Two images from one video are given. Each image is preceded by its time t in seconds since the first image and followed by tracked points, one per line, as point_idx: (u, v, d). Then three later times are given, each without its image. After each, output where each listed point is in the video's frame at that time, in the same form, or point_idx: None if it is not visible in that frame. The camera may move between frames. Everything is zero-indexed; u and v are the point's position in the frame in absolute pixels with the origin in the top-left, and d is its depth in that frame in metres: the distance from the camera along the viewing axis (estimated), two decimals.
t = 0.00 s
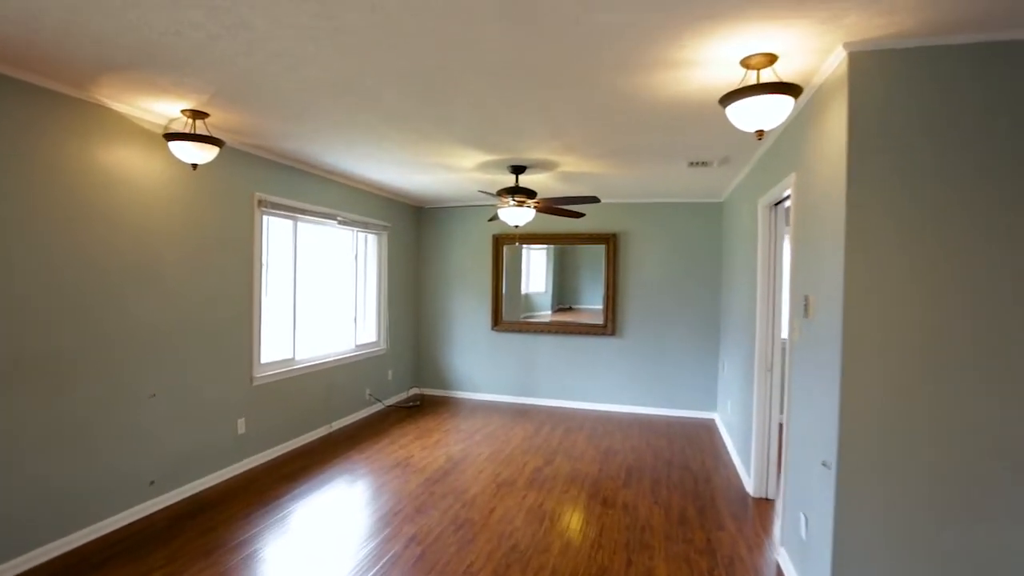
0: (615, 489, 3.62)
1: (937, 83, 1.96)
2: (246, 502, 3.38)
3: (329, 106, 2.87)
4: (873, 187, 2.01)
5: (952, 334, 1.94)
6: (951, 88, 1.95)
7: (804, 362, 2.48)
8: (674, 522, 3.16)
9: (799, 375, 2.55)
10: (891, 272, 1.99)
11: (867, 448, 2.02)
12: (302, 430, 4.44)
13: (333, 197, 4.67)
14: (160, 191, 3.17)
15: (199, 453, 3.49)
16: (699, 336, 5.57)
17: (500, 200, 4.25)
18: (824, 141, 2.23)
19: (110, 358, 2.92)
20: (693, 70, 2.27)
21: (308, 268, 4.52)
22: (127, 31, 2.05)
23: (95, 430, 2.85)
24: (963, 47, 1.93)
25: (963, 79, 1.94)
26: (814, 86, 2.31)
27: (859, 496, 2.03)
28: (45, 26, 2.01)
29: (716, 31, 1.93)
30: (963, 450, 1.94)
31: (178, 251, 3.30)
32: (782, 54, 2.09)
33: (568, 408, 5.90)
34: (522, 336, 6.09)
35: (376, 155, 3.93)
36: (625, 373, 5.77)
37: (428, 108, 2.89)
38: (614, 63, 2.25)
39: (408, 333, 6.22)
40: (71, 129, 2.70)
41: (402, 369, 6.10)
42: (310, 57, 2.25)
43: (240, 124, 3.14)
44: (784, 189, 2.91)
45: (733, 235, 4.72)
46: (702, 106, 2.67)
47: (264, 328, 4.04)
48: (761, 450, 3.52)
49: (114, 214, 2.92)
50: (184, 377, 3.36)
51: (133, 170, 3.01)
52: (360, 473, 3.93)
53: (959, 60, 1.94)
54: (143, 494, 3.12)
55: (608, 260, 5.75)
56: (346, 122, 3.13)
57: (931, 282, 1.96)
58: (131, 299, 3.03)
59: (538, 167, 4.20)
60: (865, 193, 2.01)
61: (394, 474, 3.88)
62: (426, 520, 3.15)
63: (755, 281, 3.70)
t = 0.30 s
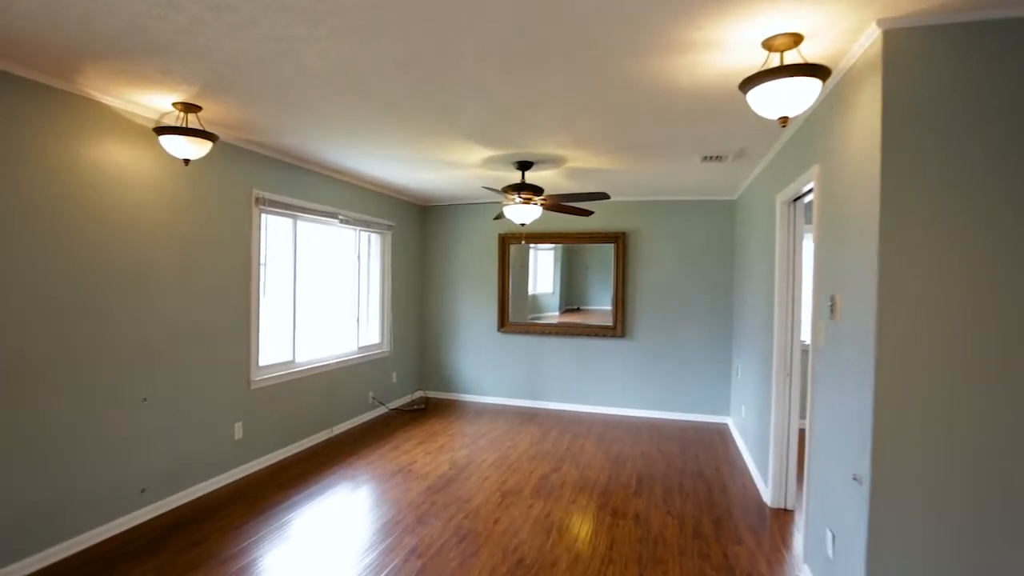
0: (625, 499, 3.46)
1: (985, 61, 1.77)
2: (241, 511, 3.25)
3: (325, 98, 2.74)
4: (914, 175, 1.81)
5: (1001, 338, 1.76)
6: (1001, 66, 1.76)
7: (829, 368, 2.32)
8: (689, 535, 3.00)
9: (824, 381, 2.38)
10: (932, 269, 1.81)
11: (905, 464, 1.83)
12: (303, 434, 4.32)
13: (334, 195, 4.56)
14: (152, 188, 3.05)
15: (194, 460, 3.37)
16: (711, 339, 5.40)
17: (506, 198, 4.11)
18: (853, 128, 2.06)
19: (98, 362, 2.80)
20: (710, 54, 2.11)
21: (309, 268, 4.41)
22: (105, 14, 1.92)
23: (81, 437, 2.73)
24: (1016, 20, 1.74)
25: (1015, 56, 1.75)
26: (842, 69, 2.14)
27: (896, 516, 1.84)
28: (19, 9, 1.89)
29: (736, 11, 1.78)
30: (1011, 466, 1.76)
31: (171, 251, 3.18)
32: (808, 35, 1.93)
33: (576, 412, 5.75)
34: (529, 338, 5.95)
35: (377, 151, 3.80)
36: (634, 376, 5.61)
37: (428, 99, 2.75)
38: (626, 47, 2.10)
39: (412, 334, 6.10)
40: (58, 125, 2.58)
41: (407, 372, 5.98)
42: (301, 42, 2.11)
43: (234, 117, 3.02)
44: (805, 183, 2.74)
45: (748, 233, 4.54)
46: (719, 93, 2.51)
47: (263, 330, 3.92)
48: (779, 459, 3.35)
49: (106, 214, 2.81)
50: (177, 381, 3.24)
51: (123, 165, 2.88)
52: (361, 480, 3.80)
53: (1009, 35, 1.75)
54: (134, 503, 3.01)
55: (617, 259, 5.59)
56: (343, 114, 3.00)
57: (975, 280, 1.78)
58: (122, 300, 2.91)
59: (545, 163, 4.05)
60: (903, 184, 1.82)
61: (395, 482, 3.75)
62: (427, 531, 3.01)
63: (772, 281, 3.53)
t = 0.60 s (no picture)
0: (636, 508, 3.31)
1: None
2: (237, 518, 3.15)
3: (320, 88, 2.63)
4: (953, 161, 1.66)
5: None
6: None
7: (856, 372, 2.16)
8: (704, 547, 2.84)
9: (849, 385, 2.22)
10: (973, 263, 1.65)
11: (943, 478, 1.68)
12: (303, 437, 4.22)
13: (335, 192, 4.47)
14: (144, 185, 2.95)
15: (189, 464, 3.28)
16: (724, 340, 5.23)
17: (512, 194, 3.98)
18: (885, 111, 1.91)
19: (88, 364, 2.71)
20: (727, 34, 1.97)
21: (310, 267, 4.31)
22: None
23: (70, 441, 2.63)
24: None
25: None
26: (872, 47, 1.99)
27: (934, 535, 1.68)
28: None
29: None
30: None
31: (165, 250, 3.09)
32: (836, 10, 1.78)
33: (584, 415, 5.60)
34: (536, 339, 5.81)
35: (378, 146, 3.69)
36: (645, 378, 5.45)
37: (427, 89, 2.64)
38: (635, 28, 1.96)
39: (417, 335, 5.99)
40: (44, 118, 2.48)
41: (412, 374, 5.87)
42: (290, 25, 1.99)
43: (229, 111, 2.93)
44: (826, 174, 2.58)
45: (763, 231, 4.38)
46: (733, 78, 2.37)
47: (262, 330, 3.83)
48: (798, 466, 3.18)
49: (95, 209, 2.71)
50: (171, 383, 3.15)
51: (114, 161, 2.79)
52: (361, 485, 3.69)
53: None
54: (125, 510, 2.91)
55: (626, 258, 5.44)
56: (340, 106, 2.89)
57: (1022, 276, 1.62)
58: (113, 300, 2.82)
59: (551, 158, 3.92)
60: (941, 170, 1.67)
61: (397, 488, 3.63)
62: (427, 540, 2.88)
63: (789, 279, 3.37)
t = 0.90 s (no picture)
0: (648, 517, 3.17)
1: None
2: (235, 524, 3.06)
3: (317, 80, 2.54)
4: (995, 148, 1.52)
5: None
6: None
7: (887, 377, 2.02)
8: (720, 561, 2.70)
9: (878, 391, 2.08)
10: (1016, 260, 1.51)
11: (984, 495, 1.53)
12: (306, 441, 4.14)
13: (339, 191, 4.39)
14: (140, 183, 2.88)
15: (187, 469, 3.21)
16: (739, 342, 5.07)
17: (519, 191, 3.85)
18: (918, 96, 1.77)
19: (79, 366, 2.64)
20: (743, 16, 1.85)
21: (313, 267, 4.24)
22: None
23: (61, 445, 2.57)
24: None
25: None
26: (904, 27, 1.85)
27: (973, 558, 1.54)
28: None
29: None
30: None
31: (161, 250, 3.01)
32: None
33: (594, 418, 5.47)
34: (545, 340, 5.69)
35: (381, 142, 3.59)
36: (656, 381, 5.31)
37: (427, 79, 2.53)
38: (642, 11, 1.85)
39: (424, 337, 5.90)
40: (35, 115, 2.42)
41: (418, 376, 5.78)
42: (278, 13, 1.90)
43: (225, 105, 2.85)
44: (850, 167, 2.44)
45: (779, 228, 4.22)
46: (749, 64, 2.24)
47: (262, 332, 3.75)
48: (818, 475, 3.02)
49: (88, 208, 2.65)
50: (167, 386, 3.08)
51: (109, 159, 2.73)
52: (364, 491, 3.59)
53: None
54: (119, 517, 2.84)
55: (637, 257, 5.29)
56: (339, 99, 2.79)
57: None
58: (107, 300, 2.75)
59: (559, 154, 3.80)
60: (983, 157, 1.52)
61: (400, 494, 3.52)
62: (430, 551, 2.77)
63: (809, 278, 3.23)
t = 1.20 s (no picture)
0: (659, 527, 3.05)
1: None
2: (233, 531, 2.98)
3: (315, 74, 2.46)
4: None
5: None
6: None
7: (918, 382, 1.88)
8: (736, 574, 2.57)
9: (909, 399, 1.94)
10: None
11: None
12: (309, 445, 4.06)
13: (342, 190, 4.31)
14: (135, 182, 2.81)
15: (185, 474, 3.13)
16: (752, 344, 4.93)
17: (525, 189, 3.74)
18: (954, 80, 1.64)
19: (73, 368, 2.57)
20: None
21: (316, 267, 4.17)
22: None
23: (53, 451, 2.50)
24: None
25: None
26: (937, 6, 1.72)
27: None
28: None
29: None
30: None
31: (159, 250, 2.94)
32: None
33: (603, 422, 5.35)
34: (552, 342, 5.58)
35: (384, 139, 3.51)
36: (667, 384, 5.17)
37: (429, 71, 2.43)
38: None
39: (430, 338, 5.81)
40: (27, 112, 2.35)
41: (424, 378, 5.69)
42: None
43: (222, 101, 2.77)
44: (873, 160, 2.31)
45: (794, 227, 4.09)
46: (767, 49, 2.12)
47: (262, 333, 3.67)
48: (838, 485, 2.88)
49: (85, 207, 2.58)
50: (165, 389, 3.00)
51: (103, 158, 2.66)
52: (366, 497, 3.49)
53: None
54: (115, 524, 2.77)
55: (647, 257, 5.17)
56: (339, 93, 2.70)
57: None
58: (102, 301, 2.68)
59: (567, 151, 3.70)
60: None
61: (403, 501, 3.42)
62: (433, 562, 2.67)
63: (826, 278, 3.10)
